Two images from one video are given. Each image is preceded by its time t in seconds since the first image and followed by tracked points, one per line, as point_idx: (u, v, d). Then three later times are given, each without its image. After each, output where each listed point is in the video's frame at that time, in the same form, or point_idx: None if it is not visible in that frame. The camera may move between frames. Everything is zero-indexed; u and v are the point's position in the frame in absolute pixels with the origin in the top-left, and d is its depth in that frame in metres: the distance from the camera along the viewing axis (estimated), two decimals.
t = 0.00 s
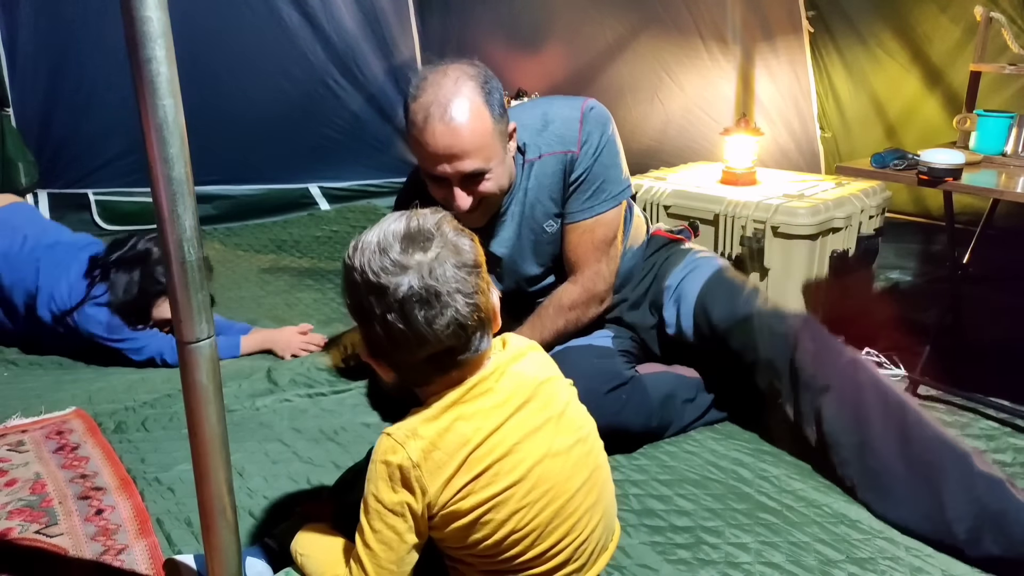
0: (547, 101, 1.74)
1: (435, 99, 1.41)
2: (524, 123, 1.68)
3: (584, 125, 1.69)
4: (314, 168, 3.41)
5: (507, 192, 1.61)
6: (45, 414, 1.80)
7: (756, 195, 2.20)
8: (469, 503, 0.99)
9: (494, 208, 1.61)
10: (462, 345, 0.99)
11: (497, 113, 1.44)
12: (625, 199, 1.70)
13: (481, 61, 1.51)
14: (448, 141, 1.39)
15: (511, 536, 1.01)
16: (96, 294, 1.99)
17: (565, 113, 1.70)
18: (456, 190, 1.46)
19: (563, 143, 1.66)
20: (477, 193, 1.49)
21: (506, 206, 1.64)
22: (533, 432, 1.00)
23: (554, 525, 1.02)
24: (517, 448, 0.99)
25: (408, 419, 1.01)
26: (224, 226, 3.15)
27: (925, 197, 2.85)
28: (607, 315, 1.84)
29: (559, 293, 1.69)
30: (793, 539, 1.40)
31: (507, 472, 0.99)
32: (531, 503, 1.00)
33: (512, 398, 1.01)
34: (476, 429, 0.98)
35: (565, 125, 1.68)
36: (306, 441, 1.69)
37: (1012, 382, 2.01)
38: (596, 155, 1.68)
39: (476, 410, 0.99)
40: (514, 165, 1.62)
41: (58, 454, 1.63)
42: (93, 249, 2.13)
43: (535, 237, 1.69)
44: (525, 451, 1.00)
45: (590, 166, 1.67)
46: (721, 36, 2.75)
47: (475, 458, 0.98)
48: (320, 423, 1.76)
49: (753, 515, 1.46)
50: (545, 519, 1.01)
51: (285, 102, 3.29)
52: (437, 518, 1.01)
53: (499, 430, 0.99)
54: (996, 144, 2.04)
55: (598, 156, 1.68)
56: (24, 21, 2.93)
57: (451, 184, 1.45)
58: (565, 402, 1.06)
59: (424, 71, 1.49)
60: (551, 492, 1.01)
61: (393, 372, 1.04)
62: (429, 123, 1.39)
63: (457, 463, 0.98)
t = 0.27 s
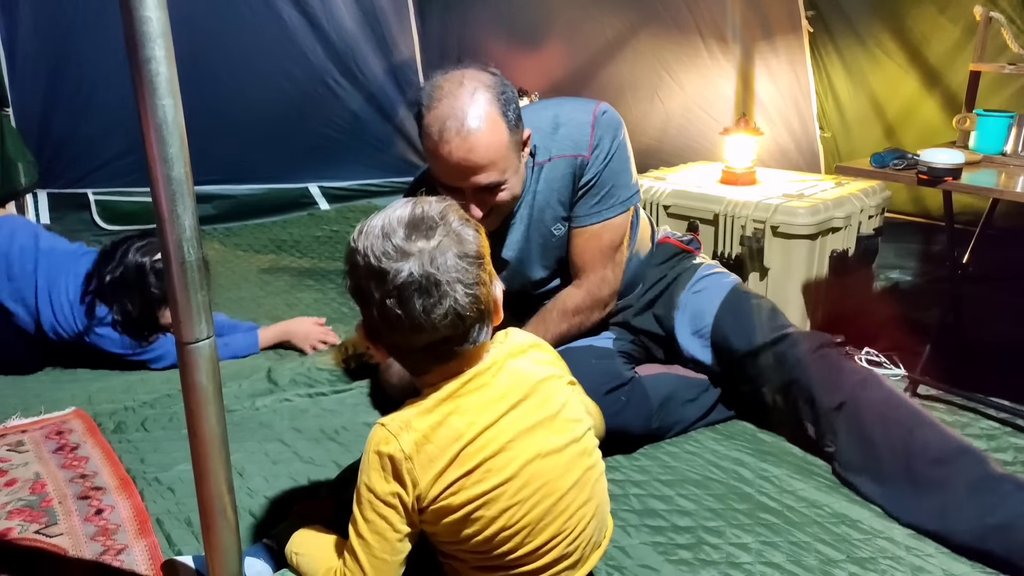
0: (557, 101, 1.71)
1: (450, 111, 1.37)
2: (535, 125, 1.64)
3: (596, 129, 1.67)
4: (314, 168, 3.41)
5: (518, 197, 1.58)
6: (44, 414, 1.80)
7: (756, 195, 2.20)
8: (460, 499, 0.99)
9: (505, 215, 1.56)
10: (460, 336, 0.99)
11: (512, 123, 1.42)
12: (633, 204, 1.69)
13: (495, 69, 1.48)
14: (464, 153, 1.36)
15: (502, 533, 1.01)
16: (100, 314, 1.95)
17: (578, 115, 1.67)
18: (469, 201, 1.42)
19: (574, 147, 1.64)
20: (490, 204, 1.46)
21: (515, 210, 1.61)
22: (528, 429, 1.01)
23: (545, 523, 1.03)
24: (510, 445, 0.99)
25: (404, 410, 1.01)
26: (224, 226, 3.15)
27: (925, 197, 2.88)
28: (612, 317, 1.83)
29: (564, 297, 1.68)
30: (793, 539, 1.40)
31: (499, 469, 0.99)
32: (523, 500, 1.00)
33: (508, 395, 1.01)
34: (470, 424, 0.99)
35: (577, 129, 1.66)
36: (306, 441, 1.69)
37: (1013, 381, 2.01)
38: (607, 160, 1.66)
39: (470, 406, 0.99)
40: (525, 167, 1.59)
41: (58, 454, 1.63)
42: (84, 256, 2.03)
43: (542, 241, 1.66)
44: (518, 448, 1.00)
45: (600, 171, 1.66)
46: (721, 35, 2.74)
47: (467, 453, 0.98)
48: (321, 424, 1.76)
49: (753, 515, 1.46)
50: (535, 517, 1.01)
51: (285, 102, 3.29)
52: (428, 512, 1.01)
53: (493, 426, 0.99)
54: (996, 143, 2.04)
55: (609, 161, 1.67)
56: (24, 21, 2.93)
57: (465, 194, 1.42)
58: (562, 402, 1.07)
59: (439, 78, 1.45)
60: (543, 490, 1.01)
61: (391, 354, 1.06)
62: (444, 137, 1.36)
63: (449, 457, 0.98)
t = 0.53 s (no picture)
0: (564, 104, 1.71)
1: (450, 114, 1.37)
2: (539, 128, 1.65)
3: (600, 133, 1.67)
4: (313, 168, 3.41)
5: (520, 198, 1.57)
6: (44, 414, 1.80)
7: (756, 195, 2.20)
8: (479, 507, 0.97)
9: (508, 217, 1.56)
10: (491, 326, 0.98)
11: (513, 125, 1.41)
12: (638, 208, 1.68)
13: (496, 71, 1.48)
14: (464, 156, 1.36)
15: (517, 549, 0.98)
16: (95, 305, 1.95)
17: (582, 118, 1.67)
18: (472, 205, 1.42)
19: (577, 150, 1.63)
20: (494, 205, 1.45)
21: (517, 212, 1.61)
22: (558, 448, 0.97)
23: (563, 548, 0.99)
24: (536, 461, 0.96)
25: (436, 408, 0.99)
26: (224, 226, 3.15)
27: (924, 197, 2.92)
28: (613, 317, 1.83)
29: (564, 300, 1.68)
30: (793, 539, 1.40)
31: (522, 483, 0.96)
32: (542, 519, 0.97)
33: (541, 408, 0.98)
34: (499, 432, 0.96)
35: (580, 131, 1.66)
36: (306, 441, 1.69)
37: (1013, 381, 2.01)
38: (611, 163, 1.66)
39: (501, 414, 0.96)
40: (527, 169, 1.59)
41: (57, 454, 1.63)
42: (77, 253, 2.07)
43: (545, 243, 1.66)
44: (546, 465, 0.97)
45: (604, 175, 1.65)
46: (721, 35, 2.74)
47: (491, 462, 0.96)
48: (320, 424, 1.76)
49: (753, 515, 1.46)
50: (554, 539, 0.98)
51: (284, 103, 3.29)
52: (449, 515, 0.99)
53: (523, 438, 0.96)
54: (995, 143, 2.04)
55: (613, 164, 1.66)
56: (23, 21, 2.93)
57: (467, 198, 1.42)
58: (601, 426, 1.01)
59: (439, 81, 1.45)
60: (564, 513, 0.98)
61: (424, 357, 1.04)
62: (444, 140, 1.36)
63: (473, 463, 0.96)
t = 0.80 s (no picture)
0: (565, 105, 1.70)
1: (451, 111, 1.37)
2: (540, 129, 1.64)
3: (601, 134, 1.67)
4: (313, 168, 3.41)
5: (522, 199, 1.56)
6: (44, 414, 1.80)
7: (756, 195, 2.20)
8: (515, 511, 0.95)
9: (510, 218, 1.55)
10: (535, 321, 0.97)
11: (513, 122, 1.41)
12: (638, 210, 1.69)
13: (496, 71, 1.49)
14: (466, 153, 1.35)
15: (550, 554, 0.97)
16: (98, 266, 1.99)
17: (583, 120, 1.67)
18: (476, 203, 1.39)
19: (578, 152, 1.63)
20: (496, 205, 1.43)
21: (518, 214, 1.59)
22: (594, 454, 0.96)
23: (595, 554, 0.98)
24: (574, 466, 0.95)
25: (473, 411, 0.97)
26: (224, 226, 3.15)
27: (924, 197, 2.93)
28: (613, 318, 1.82)
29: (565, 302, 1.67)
30: (793, 539, 1.40)
31: (559, 488, 0.95)
32: (577, 526, 0.96)
33: (577, 413, 0.97)
34: (538, 435, 0.95)
35: (581, 133, 1.65)
36: (305, 441, 1.69)
37: (1013, 381, 2.01)
38: (612, 165, 1.66)
39: (539, 417, 0.95)
40: (528, 170, 1.58)
41: (57, 454, 1.63)
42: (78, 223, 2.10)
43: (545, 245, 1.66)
44: (582, 471, 0.96)
45: (604, 177, 1.65)
46: (721, 35, 2.74)
47: (530, 466, 0.94)
48: (320, 424, 1.76)
49: (753, 515, 1.46)
50: (586, 546, 0.97)
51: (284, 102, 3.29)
52: (481, 518, 0.97)
53: (561, 442, 0.95)
54: (995, 143, 2.04)
55: (614, 165, 1.66)
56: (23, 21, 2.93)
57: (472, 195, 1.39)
58: (631, 433, 1.01)
59: (438, 83, 1.46)
60: (598, 519, 0.97)
61: (461, 352, 1.03)
62: (445, 137, 1.36)
63: (511, 467, 0.94)
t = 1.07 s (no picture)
0: (564, 105, 1.70)
1: (450, 110, 1.37)
2: (539, 129, 1.64)
3: (599, 134, 1.66)
4: (313, 168, 3.41)
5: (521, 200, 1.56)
6: (44, 414, 1.80)
7: (756, 195, 2.20)
8: (519, 505, 0.95)
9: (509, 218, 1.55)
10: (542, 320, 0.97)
11: (512, 121, 1.41)
12: (637, 210, 1.69)
13: (495, 69, 1.49)
14: (466, 151, 1.35)
15: (553, 548, 0.97)
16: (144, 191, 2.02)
17: (582, 120, 1.66)
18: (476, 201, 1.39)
19: (577, 153, 1.63)
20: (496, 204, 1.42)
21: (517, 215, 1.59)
22: (596, 448, 0.96)
23: (597, 547, 0.98)
24: (576, 460, 0.95)
25: (475, 408, 0.97)
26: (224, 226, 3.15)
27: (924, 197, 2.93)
28: (614, 317, 1.83)
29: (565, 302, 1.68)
30: (793, 539, 1.40)
31: (562, 482, 0.95)
32: (580, 519, 0.96)
33: (579, 408, 0.97)
34: (541, 430, 0.95)
35: (580, 134, 1.65)
36: (305, 441, 1.69)
37: (1014, 381, 2.01)
38: (611, 166, 1.66)
39: (542, 412, 0.95)
40: (527, 172, 1.58)
41: (57, 454, 1.63)
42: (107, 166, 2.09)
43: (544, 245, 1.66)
44: (584, 465, 0.96)
45: (604, 178, 1.65)
46: (721, 35, 2.73)
47: (532, 460, 0.94)
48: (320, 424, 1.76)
49: (753, 515, 1.46)
50: (589, 539, 0.97)
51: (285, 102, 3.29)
52: (484, 512, 0.97)
53: (563, 436, 0.95)
54: (996, 143, 2.04)
55: (613, 166, 1.66)
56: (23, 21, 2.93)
57: (472, 194, 1.39)
58: (633, 427, 1.01)
59: (436, 82, 1.46)
60: (600, 513, 0.97)
61: (463, 349, 1.02)
62: (444, 135, 1.36)
63: (514, 461, 0.94)
